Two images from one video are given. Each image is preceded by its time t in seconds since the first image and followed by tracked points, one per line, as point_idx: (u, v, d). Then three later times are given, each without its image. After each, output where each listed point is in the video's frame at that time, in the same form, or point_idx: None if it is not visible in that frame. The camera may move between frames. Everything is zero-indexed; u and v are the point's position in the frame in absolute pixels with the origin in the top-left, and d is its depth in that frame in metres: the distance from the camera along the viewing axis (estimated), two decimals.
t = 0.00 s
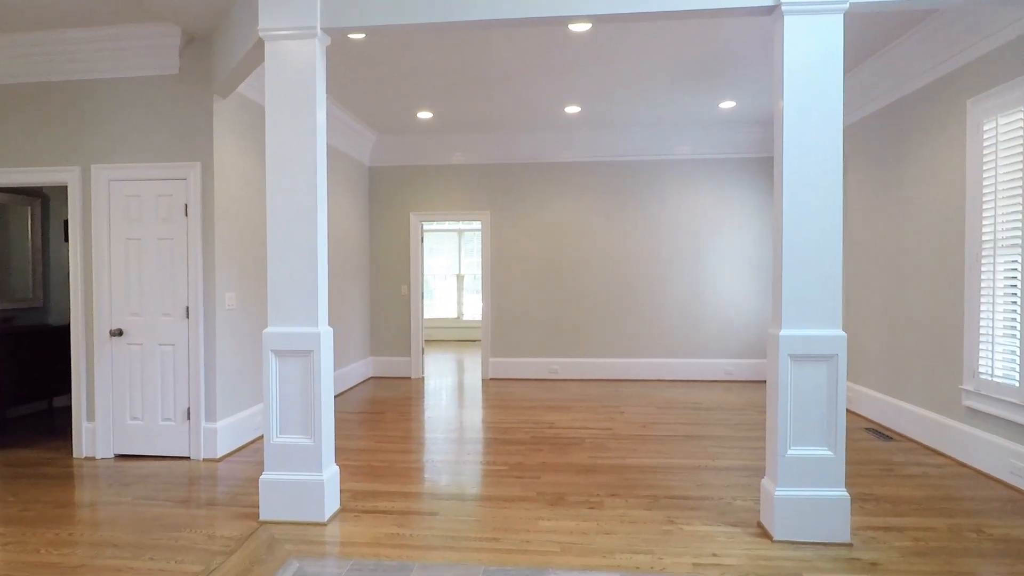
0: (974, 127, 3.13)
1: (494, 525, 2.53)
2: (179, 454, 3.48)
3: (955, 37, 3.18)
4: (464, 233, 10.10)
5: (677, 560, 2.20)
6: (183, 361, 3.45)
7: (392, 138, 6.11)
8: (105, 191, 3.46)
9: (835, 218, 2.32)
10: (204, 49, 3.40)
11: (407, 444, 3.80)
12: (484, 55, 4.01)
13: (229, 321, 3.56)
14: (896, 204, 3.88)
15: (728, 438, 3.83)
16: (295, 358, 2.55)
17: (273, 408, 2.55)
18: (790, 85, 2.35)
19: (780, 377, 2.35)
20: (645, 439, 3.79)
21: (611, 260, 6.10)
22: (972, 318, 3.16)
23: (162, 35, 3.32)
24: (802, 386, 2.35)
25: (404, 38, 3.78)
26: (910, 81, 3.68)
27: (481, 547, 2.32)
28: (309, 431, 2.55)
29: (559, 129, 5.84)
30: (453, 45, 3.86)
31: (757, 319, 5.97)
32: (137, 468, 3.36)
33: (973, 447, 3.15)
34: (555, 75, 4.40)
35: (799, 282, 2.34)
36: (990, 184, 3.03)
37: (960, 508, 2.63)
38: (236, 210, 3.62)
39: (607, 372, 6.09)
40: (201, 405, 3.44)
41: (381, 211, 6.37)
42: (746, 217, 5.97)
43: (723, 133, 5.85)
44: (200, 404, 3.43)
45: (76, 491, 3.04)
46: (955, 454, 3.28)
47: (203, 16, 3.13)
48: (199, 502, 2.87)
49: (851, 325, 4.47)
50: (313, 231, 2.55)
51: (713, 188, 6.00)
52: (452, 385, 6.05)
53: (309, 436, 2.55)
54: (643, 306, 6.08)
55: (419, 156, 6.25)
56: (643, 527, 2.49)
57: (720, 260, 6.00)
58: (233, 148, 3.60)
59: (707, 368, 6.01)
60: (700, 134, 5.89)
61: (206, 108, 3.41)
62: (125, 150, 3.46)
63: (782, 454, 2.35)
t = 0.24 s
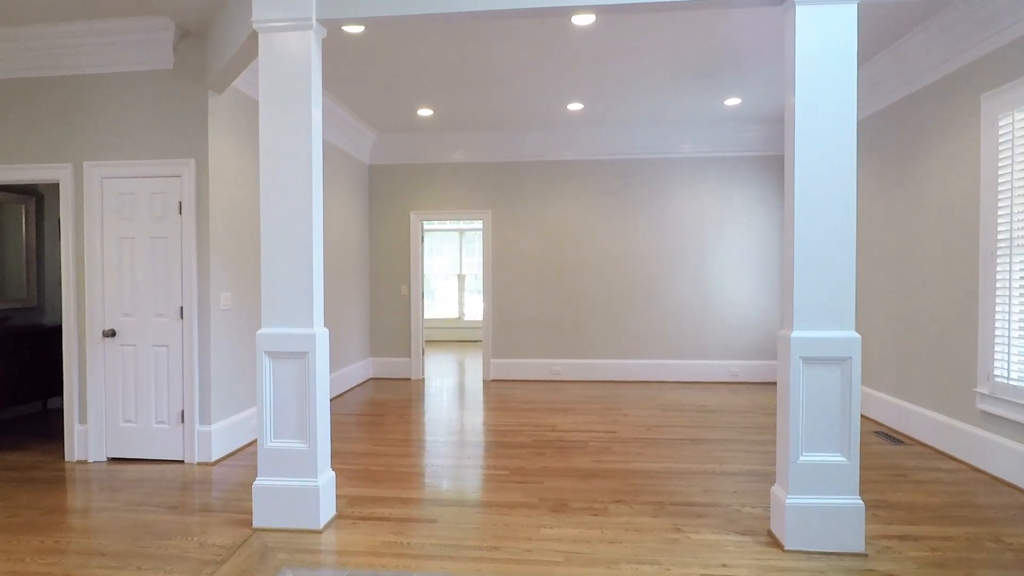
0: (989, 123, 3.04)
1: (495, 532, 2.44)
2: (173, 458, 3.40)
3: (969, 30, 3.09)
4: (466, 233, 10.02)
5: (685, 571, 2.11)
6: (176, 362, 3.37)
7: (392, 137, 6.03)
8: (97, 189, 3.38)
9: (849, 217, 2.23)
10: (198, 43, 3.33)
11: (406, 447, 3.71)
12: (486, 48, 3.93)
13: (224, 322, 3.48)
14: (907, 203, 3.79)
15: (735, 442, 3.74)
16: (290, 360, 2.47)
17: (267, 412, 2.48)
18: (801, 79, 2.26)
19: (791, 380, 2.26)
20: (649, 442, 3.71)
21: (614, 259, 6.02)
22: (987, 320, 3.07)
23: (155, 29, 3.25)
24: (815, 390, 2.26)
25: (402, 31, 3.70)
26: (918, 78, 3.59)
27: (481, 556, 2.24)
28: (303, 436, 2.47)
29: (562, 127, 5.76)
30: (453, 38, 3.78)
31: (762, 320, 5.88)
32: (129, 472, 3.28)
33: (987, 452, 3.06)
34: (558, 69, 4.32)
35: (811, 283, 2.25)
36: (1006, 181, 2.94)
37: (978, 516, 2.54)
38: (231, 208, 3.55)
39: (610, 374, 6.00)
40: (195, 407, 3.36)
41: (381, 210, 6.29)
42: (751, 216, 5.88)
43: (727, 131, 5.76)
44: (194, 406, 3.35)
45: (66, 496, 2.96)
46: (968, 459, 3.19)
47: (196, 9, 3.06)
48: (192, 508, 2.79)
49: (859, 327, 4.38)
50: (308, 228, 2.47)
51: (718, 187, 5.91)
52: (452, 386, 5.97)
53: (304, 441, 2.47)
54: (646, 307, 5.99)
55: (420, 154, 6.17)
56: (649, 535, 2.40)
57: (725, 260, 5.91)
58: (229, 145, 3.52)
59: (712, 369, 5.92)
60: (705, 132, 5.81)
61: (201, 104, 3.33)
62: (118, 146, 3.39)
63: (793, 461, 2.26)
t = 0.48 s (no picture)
0: (1007, 118, 2.94)
1: (497, 543, 2.35)
2: (166, 463, 3.31)
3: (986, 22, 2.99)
4: (467, 232, 9.93)
5: None
6: (170, 365, 3.29)
7: (393, 134, 5.95)
8: (89, 187, 3.30)
9: (867, 215, 2.13)
10: (192, 37, 3.24)
11: (405, 451, 3.62)
12: (488, 41, 3.84)
13: (219, 323, 3.39)
14: (920, 201, 3.69)
15: (743, 447, 3.65)
16: (283, 364, 2.38)
17: (260, 418, 2.39)
18: (817, 70, 2.16)
19: (806, 385, 2.16)
20: (656, 447, 3.61)
21: (618, 259, 5.92)
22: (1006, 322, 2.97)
23: (148, 22, 3.16)
24: (831, 396, 2.16)
25: (402, 24, 3.60)
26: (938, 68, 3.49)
27: (483, 569, 2.15)
28: (298, 442, 2.38)
29: (565, 125, 5.67)
30: (454, 30, 3.68)
31: (769, 321, 5.78)
32: (121, 477, 3.20)
33: (1005, 458, 2.96)
34: (561, 64, 4.23)
35: (828, 284, 2.15)
36: None
37: (999, 527, 2.44)
38: (227, 206, 3.46)
39: (614, 376, 5.91)
40: (189, 411, 3.27)
41: (381, 209, 6.20)
42: (757, 216, 5.78)
43: (733, 128, 5.67)
44: (187, 410, 3.27)
45: (55, 502, 2.88)
46: (985, 465, 3.09)
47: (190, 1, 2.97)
48: (184, 515, 2.70)
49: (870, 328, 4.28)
50: (303, 226, 2.38)
51: (724, 185, 5.82)
52: (453, 388, 5.88)
53: (299, 448, 2.38)
54: (651, 308, 5.90)
55: (420, 152, 6.08)
56: (657, 546, 2.31)
57: (731, 260, 5.81)
58: (224, 142, 3.43)
59: (717, 371, 5.82)
60: (710, 130, 5.71)
61: (195, 100, 3.25)
62: (110, 143, 3.30)
63: (808, 470, 2.17)
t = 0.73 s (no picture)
0: None
1: (500, 554, 2.26)
2: (159, 468, 3.23)
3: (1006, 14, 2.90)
4: (468, 232, 9.84)
5: None
6: (163, 368, 3.20)
7: (393, 132, 5.86)
8: (80, 184, 3.21)
9: (886, 212, 2.04)
10: (186, 30, 3.15)
11: (405, 455, 3.53)
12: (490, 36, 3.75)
13: (214, 325, 3.31)
14: (935, 199, 3.59)
15: (752, 452, 3.55)
16: (278, 368, 2.30)
17: (253, 423, 2.30)
18: (835, 61, 2.07)
19: (823, 391, 2.07)
20: (662, 452, 3.52)
21: (621, 259, 5.83)
22: None
23: (141, 15, 3.08)
24: (849, 402, 2.07)
25: (401, 18, 3.52)
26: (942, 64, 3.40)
27: None
28: (293, 449, 2.30)
29: (568, 122, 5.57)
30: (455, 24, 3.59)
31: (775, 322, 5.68)
32: (113, 483, 3.11)
33: None
34: (565, 59, 4.14)
35: (846, 285, 2.06)
36: None
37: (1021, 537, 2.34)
38: (222, 205, 3.38)
39: (618, 377, 5.82)
40: (183, 415, 3.19)
41: (381, 208, 6.11)
42: (763, 215, 5.68)
43: (739, 126, 5.57)
44: (181, 414, 3.18)
45: (44, 510, 2.79)
46: (1003, 472, 2.99)
47: None
48: (176, 524, 2.61)
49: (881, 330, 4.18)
50: (298, 225, 2.29)
51: (730, 184, 5.72)
52: (454, 390, 5.79)
53: (294, 455, 2.30)
54: (655, 308, 5.80)
55: (421, 150, 5.99)
56: (666, 558, 2.22)
57: (737, 260, 5.72)
58: (219, 139, 3.35)
59: (723, 373, 5.72)
60: (716, 127, 5.61)
61: (189, 95, 3.16)
62: (102, 140, 3.22)
63: (825, 479, 2.07)
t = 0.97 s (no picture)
0: None
1: (503, 565, 2.17)
2: (153, 474, 3.14)
3: None
4: (470, 233, 9.75)
5: None
6: (157, 371, 3.12)
7: (393, 131, 5.78)
8: (72, 183, 3.13)
9: (907, 209, 1.95)
10: (180, 25, 3.07)
11: (405, 461, 3.44)
12: (492, 30, 3.66)
13: (209, 327, 3.22)
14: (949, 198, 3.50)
15: (761, 457, 3.46)
16: (272, 373, 2.21)
17: (246, 430, 2.21)
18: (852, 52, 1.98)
19: (841, 397, 1.98)
20: (669, 457, 3.43)
21: (625, 259, 5.74)
22: None
23: (133, 8, 2.99)
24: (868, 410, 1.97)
25: (401, 12, 3.43)
26: (959, 61, 3.31)
27: None
28: (287, 457, 2.21)
29: (571, 119, 5.48)
30: (455, 18, 3.50)
31: (782, 324, 5.58)
32: (105, 490, 3.03)
33: None
34: (569, 54, 4.05)
35: (864, 287, 1.96)
36: None
37: None
38: (217, 204, 3.30)
39: (622, 379, 5.72)
40: (177, 420, 3.10)
41: (381, 208, 6.03)
42: (769, 215, 5.59)
43: (744, 124, 5.48)
44: (175, 418, 3.09)
45: (32, 517, 2.71)
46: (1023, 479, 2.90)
47: None
48: (168, 533, 2.53)
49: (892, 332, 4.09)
50: (293, 224, 2.21)
51: (736, 183, 5.62)
52: (456, 392, 5.70)
53: (288, 463, 2.21)
54: (659, 310, 5.71)
55: (422, 149, 5.91)
56: (677, 571, 2.12)
57: (743, 260, 5.62)
58: (214, 136, 3.27)
59: (729, 375, 5.63)
60: (722, 125, 5.52)
61: (183, 92, 3.08)
62: (94, 138, 3.14)
63: (842, 490, 1.98)
